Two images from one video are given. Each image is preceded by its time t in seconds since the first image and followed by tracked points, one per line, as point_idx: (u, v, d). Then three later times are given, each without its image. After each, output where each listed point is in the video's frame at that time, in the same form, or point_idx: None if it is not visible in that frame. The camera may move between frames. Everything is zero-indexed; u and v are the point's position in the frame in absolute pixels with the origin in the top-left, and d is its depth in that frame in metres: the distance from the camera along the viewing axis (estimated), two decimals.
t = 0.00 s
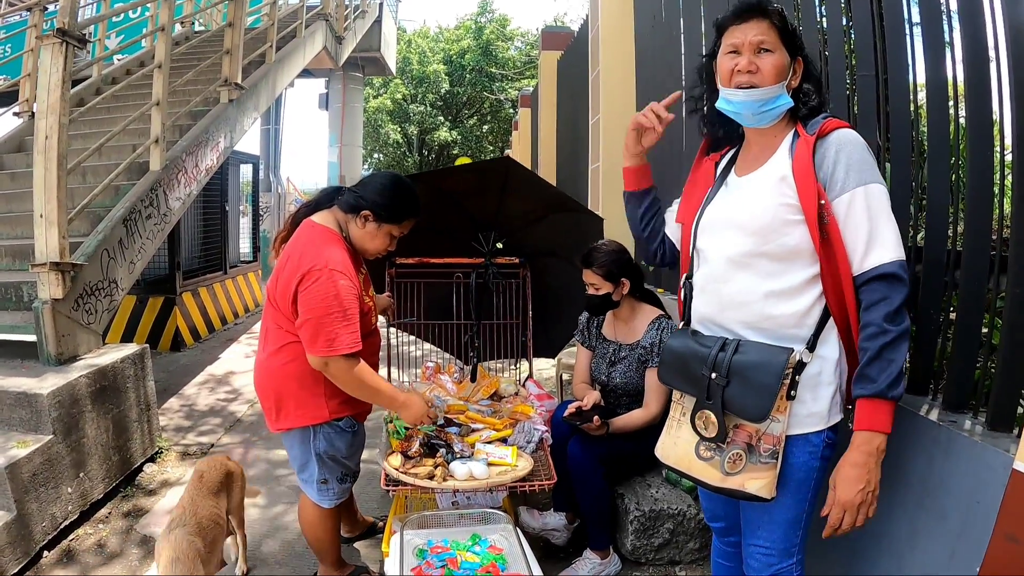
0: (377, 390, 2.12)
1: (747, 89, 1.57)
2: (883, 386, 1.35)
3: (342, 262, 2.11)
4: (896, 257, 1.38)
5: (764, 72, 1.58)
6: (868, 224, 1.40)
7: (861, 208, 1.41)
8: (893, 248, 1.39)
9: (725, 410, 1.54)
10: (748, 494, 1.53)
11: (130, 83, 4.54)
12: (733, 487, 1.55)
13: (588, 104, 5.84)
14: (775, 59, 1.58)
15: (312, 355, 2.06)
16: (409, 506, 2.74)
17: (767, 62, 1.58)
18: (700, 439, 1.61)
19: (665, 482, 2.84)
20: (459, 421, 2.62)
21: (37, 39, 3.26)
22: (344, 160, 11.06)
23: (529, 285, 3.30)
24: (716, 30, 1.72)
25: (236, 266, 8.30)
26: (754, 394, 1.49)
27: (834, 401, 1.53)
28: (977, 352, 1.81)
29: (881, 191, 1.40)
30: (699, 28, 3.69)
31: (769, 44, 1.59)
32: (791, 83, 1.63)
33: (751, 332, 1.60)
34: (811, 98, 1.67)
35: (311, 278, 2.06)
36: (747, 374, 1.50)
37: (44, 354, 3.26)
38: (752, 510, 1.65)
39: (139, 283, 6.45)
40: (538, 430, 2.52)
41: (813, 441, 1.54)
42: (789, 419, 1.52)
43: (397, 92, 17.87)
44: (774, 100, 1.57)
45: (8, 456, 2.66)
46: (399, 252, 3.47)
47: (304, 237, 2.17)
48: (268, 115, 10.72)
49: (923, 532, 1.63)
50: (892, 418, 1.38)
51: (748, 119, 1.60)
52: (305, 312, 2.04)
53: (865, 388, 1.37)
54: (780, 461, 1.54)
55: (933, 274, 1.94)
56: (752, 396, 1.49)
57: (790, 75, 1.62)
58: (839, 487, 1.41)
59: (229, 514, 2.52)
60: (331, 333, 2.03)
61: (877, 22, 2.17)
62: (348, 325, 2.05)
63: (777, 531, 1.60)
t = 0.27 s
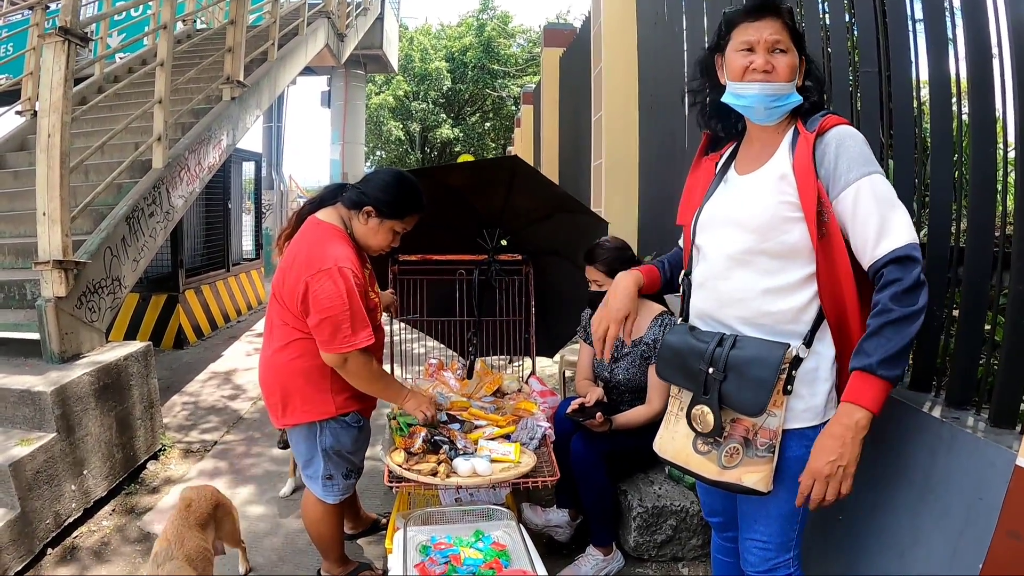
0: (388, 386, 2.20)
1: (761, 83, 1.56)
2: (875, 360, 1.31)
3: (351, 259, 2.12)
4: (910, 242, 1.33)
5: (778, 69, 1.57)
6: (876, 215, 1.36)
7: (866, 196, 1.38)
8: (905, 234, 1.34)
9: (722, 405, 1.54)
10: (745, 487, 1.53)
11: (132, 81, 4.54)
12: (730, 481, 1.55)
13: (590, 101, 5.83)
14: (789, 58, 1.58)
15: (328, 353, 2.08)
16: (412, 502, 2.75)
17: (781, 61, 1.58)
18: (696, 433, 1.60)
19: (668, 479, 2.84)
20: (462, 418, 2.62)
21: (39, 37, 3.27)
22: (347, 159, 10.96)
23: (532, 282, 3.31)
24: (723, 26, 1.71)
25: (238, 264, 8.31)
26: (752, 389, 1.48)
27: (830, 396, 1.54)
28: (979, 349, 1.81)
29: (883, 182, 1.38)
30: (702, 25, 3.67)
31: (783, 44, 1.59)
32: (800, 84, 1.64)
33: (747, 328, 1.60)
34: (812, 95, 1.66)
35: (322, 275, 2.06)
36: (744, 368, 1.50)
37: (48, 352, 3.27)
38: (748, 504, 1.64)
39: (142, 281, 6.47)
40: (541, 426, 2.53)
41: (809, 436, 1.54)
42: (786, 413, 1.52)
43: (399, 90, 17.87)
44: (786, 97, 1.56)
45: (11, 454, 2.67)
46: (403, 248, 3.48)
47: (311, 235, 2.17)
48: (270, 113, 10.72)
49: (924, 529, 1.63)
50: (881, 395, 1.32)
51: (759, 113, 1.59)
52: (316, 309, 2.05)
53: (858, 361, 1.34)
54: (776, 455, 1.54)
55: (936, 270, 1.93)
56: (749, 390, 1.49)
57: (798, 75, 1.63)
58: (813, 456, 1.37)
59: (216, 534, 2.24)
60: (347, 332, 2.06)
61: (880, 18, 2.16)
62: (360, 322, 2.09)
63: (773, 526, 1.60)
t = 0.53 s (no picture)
0: (388, 389, 2.14)
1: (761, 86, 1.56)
2: (896, 333, 1.26)
3: (354, 260, 2.13)
4: (922, 215, 1.29)
5: (776, 73, 1.58)
6: (882, 198, 1.32)
7: (869, 179, 1.35)
8: (917, 209, 1.30)
9: (722, 407, 1.53)
10: (747, 488, 1.53)
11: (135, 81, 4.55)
12: (731, 482, 1.55)
13: (592, 102, 5.83)
14: (786, 62, 1.59)
15: (329, 353, 2.08)
16: (414, 504, 2.76)
17: (778, 64, 1.58)
18: (698, 434, 1.60)
19: (671, 480, 2.83)
20: (464, 419, 2.62)
21: (42, 38, 3.27)
22: (349, 159, 11.02)
23: (534, 283, 3.31)
24: (718, 29, 1.71)
25: (241, 264, 8.33)
26: (752, 390, 1.48)
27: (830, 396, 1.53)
28: (982, 351, 1.80)
29: (881, 167, 1.35)
30: (704, 26, 3.67)
31: (780, 47, 1.61)
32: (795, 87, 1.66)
33: (746, 330, 1.58)
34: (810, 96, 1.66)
35: (326, 275, 2.07)
36: (743, 369, 1.49)
37: (50, 352, 3.28)
38: (749, 504, 1.64)
39: (145, 281, 6.48)
40: (542, 427, 2.52)
41: (809, 436, 1.54)
42: (786, 414, 1.52)
43: (401, 90, 17.89)
44: (784, 100, 1.57)
45: (13, 454, 2.68)
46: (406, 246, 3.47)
47: (315, 235, 2.17)
48: (273, 113, 10.74)
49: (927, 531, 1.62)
50: (900, 370, 1.28)
51: (757, 117, 1.59)
52: (320, 309, 2.05)
53: (878, 332, 1.29)
54: (777, 455, 1.53)
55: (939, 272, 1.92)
56: (749, 391, 1.48)
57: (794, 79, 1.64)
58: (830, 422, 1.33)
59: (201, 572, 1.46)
60: (347, 331, 2.06)
61: (882, 19, 2.16)
62: (360, 323, 2.08)
63: (775, 525, 1.60)
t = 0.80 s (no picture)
0: (389, 394, 2.14)
1: (754, 90, 1.56)
2: (910, 293, 1.26)
3: (354, 263, 2.12)
4: (934, 185, 1.27)
5: (770, 76, 1.57)
6: (890, 177, 1.31)
7: (875, 163, 1.33)
8: (928, 179, 1.28)
9: (718, 409, 1.54)
10: (743, 490, 1.52)
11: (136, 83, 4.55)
12: (727, 484, 1.54)
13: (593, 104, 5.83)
14: (780, 64, 1.58)
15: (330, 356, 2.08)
16: (414, 506, 2.76)
17: (772, 67, 1.58)
18: (695, 437, 1.60)
19: (671, 482, 2.83)
20: (464, 421, 2.61)
21: (43, 40, 3.27)
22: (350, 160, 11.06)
23: (535, 285, 3.31)
24: (712, 32, 1.71)
25: (242, 266, 8.33)
26: (748, 392, 1.48)
27: (827, 398, 1.52)
28: (983, 354, 1.80)
29: (882, 151, 1.34)
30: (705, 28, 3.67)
31: (773, 50, 1.60)
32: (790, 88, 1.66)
33: (743, 333, 1.59)
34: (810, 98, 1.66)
35: (325, 277, 2.07)
36: (738, 372, 1.50)
37: (51, 354, 3.28)
38: (748, 506, 1.64)
39: (145, 282, 6.48)
40: (543, 430, 2.51)
41: (806, 438, 1.53)
42: (782, 416, 1.51)
43: (402, 92, 17.89)
44: (777, 103, 1.57)
45: (12, 455, 2.67)
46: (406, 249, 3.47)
47: (316, 238, 2.17)
48: (274, 115, 10.75)
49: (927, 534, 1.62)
50: (910, 333, 1.28)
51: (751, 121, 1.59)
52: (320, 311, 2.05)
53: (895, 289, 1.29)
54: (774, 458, 1.53)
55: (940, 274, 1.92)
56: (745, 394, 1.48)
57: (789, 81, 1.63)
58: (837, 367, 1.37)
59: None
60: (348, 335, 2.06)
61: (883, 21, 2.16)
62: (361, 325, 2.07)
63: (774, 528, 1.60)
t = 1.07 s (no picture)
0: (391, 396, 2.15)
1: (741, 90, 1.56)
2: (907, 279, 1.27)
3: (355, 265, 2.13)
4: (938, 182, 1.29)
5: (757, 75, 1.57)
6: (894, 176, 1.32)
7: (879, 162, 1.34)
8: (932, 177, 1.30)
9: (720, 412, 1.54)
10: (744, 493, 1.52)
11: (136, 85, 4.54)
12: (729, 487, 1.54)
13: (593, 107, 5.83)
14: (768, 62, 1.57)
15: (332, 359, 2.08)
16: (414, 508, 2.75)
17: (760, 66, 1.57)
18: (696, 440, 1.60)
19: (671, 485, 2.83)
20: (464, 424, 2.61)
21: (45, 41, 3.28)
22: (350, 163, 11.07)
23: (535, 288, 3.30)
24: (709, 36, 1.71)
25: (242, 268, 8.33)
26: (750, 395, 1.48)
27: (828, 400, 1.52)
28: (983, 356, 1.80)
29: (885, 150, 1.35)
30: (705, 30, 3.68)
31: (762, 48, 1.59)
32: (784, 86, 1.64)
33: (745, 334, 1.58)
34: (810, 100, 1.66)
35: (326, 280, 2.06)
36: (740, 375, 1.49)
37: (51, 355, 3.27)
38: (749, 509, 1.63)
39: (146, 284, 6.48)
40: (543, 432, 2.51)
41: (807, 440, 1.53)
42: (784, 419, 1.51)
43: (402, 95, 17.92)
44: (768, 101, 1.56)
45: (12, 457, 2.67)
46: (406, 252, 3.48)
47: (317, 241, 2.17)
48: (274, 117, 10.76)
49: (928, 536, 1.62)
50: (909, 318, 1.28)
51: (742, 120, 1.59)
52: (321, 314, 2.05)
53: (893, 276, 1.30)
54: (775, 461, 1.53)
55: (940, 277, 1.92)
56: (747, 397, 1.48)
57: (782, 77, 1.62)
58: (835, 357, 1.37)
59: None
60: (350, 337, 2.06)
61: (882, 23, 2.16)
62: (365, 328, 2.09)
63: (775, 531, 1.59)
